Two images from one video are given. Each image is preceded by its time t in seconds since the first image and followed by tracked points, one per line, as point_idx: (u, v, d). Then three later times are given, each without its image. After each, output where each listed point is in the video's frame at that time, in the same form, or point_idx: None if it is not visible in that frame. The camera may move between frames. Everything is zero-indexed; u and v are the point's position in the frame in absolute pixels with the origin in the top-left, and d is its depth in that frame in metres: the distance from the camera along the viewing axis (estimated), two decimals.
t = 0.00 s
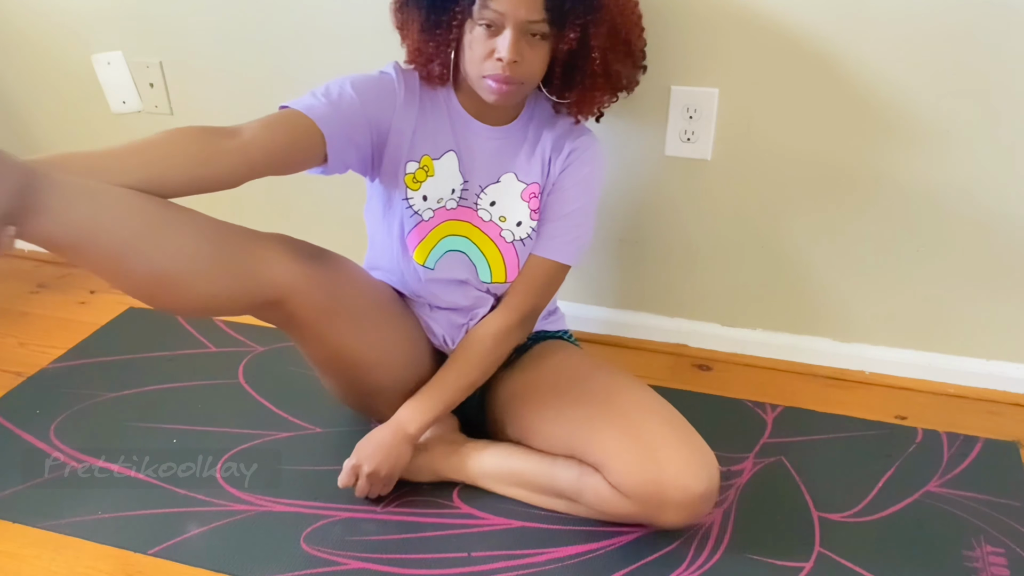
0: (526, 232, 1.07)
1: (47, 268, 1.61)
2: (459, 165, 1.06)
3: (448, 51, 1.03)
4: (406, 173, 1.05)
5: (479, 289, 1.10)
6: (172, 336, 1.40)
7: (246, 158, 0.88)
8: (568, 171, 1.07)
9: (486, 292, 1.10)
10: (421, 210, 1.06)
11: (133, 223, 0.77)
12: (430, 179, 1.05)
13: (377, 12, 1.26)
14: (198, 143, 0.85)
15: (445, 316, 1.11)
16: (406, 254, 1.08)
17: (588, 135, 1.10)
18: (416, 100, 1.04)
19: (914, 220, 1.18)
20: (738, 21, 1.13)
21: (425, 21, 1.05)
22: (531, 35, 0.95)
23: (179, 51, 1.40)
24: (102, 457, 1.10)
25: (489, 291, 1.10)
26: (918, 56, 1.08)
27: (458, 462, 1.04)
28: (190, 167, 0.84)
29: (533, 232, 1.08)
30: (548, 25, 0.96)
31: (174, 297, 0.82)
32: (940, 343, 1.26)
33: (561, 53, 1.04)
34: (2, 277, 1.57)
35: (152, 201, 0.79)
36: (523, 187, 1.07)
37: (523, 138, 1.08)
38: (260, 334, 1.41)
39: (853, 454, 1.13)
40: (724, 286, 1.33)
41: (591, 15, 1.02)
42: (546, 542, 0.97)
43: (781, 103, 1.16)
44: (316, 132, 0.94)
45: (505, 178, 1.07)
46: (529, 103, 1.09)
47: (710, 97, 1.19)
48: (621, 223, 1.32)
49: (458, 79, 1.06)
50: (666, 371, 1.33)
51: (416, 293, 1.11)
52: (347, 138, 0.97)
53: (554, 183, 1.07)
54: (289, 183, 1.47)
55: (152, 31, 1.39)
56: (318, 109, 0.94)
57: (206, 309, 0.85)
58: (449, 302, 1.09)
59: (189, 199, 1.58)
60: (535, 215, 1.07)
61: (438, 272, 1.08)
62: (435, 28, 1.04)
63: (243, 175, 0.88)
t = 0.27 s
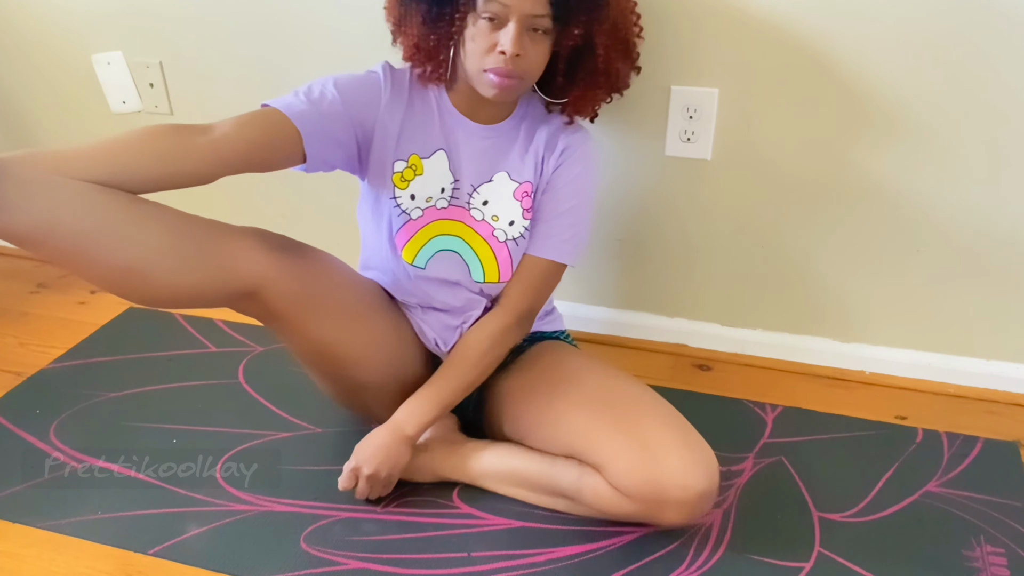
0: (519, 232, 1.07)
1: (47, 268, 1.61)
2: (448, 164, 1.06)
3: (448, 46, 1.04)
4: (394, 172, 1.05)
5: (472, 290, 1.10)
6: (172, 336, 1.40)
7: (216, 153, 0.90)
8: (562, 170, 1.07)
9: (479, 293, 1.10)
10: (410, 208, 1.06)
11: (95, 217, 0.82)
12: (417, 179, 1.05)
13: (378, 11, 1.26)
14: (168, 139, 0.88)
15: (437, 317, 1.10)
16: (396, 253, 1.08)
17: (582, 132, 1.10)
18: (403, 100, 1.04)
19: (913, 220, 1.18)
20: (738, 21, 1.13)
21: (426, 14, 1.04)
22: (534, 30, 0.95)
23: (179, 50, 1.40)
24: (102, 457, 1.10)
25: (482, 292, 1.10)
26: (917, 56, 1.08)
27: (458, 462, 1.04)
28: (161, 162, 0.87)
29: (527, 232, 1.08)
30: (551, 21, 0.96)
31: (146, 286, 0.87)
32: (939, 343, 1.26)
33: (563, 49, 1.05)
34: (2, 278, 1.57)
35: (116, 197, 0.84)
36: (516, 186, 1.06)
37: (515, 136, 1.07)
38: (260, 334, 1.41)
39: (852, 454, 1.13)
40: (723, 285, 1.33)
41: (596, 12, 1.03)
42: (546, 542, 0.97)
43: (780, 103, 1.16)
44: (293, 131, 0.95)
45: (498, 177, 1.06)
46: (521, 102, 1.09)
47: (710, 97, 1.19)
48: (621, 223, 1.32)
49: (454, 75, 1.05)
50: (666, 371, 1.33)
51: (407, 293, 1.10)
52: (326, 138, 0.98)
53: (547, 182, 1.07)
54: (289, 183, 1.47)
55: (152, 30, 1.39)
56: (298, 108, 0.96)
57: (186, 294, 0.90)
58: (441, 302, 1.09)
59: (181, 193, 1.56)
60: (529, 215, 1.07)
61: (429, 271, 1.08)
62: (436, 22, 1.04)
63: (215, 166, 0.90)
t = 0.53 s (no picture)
0: (511, 230, 1.06)
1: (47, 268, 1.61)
2: (440, 164, 1.06)
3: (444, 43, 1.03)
4: (385, 172, 1.05)
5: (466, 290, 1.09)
6: (172, 336, 1.40)
7: (189, 151, 0.93)
8: (555, 167, 1.06)
9: (472, 294, 1.09)
10: (401, 208, 1.06)
11: (64, 211, 0.85)
12: (408, 178, 1.05)
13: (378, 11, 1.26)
14: (146, 139, 0.92)
15: (430, 317, 1.10)
16: (388, 253, 1.09)
17: (575, 128, 1.09)
18: (391, 100, 1.05)
19: (913, 220, 1.18)
20: (738, 22, 1.13)
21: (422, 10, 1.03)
22: (531, 26, 0.96)
23: (179, 51, 1.40)
24: (102, 457, 1.10)
25: (475, 293, 1.09)
26: (916, 57, 1.08)
27: (459, 462, 1.04)
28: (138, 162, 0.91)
29: (520, 230, 1.07)
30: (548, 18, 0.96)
31: (119, 283, 0.89)
32: (939, 343, 1.26)
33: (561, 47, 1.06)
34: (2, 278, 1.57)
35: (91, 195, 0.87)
36: (509, 184, 1.06)
37: (506, 135, 1.07)
38: (260, 334, 1.41)
39: (852, 454, 1.13)
40: (723, 285, 1.33)
41: (594, 11, 1.04)
42: (546, 542, 0.97)
43: (779, 104, 1.16)
44: (274, 131, 0.97)
45: (491, 175, 1.06)
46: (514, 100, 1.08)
47: (711, 98, 1.19)
48: (621, 223, 1.32)
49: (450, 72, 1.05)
50: (666, 371, 1.33)
51: (399, 293, 1.10)
52: (310, 138, 0.99)
53: (541, 180, 1.06)
54: (289, 182, 1.46)
55: (152, 31, 1.40)
56: (280, 109, 0.98)
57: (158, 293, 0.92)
58: (433, 302, 1.09)
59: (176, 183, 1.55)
60: (522, 213, 1.06)
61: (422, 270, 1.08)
62: (432, 18, 1.03)
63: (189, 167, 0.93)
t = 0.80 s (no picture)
0: (499, 228, 1.05)
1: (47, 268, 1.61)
2: (429, 163, 1.06)
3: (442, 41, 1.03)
4: (373, 170, 1.06)
5: (455, 290, 1.08)
6: (173, 336, 1.40)
7: (169, 147, 0.99)
8: (545, 164, 1.05)
9: (461, 294, 1.08)
10: (389, 206, 1.06)
11: (51, 205, 0.92)
12: (396, 177, 1.06)
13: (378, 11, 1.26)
14: (130, 136, 0.98)
15: (419, 316, 1.11)
16: (378, 251, 1.10)
17: (567, 125, 1.08)
18: (380, 99, 1.06)
19: (913, 220, 1.18)
20: (737, 22, 1.13)
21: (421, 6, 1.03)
22: (529, 27, 0.96)
23: (179, 51, 1.40)
24: (102, 457, 1.10)
25: (464, 293, 1.08)
26: (915, 57, 1.09)
27: (458, 462, 1.04)
28: (123, 159, 0.98)
29: (508, 228, 1.05)
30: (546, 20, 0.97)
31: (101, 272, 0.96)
32: (939, 343, 1.26)
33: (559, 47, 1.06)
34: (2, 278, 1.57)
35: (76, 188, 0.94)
36: (497, 181, 1.05)
37: (495, 134, 1.07)
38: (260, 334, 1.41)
39: (852, 454, 1.13)
40: (723, 284, 1.32)
41: (590, 13, 1.03)
42: (545, 542, 0.97)
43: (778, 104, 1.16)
44: (257, 127, 1.01)
45: (480, 173, 1.06)
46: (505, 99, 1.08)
47: (711, 98, 1.19)
48: (620, 223, 1.32)
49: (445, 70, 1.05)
50: (666, 371, 1.33)
51: (389, 292, 1.12)
52: (294, 137, 1.03)
53: (531, 177, 1.05)
54: (289, 181, 1.46)
55: (152, 31, 1.40)
56: (265, 108, 1.02)
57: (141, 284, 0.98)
58: (421, 300, 1.10)
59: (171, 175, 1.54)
60: (510, 210, 1.05)
61: (411, 268, 1.08)
62: (431, 14, 1.03)
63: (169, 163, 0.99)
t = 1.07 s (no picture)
0: (492, 224, 1.04)
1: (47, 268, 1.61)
2: (421, 161, 1.06)
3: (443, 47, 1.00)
4: (365, 169, 1.06)
5: (449, 287, 1.08)
6: (173, 336, 1.40)
7: (160, 146, 1.01)
8: (537, 159, 1.03)
9: (456, 291, 1.08)
10: (381, 205, 1.07)
11: (45, 205, 0.94)
12: (388, 176, 1.06)
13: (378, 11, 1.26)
14: (121, 137, 1.01)
15: (412, 315, 1.11)
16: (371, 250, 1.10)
17: (558, 120, 1.06)
18: (371, 100, 1.06)
19: (913, 221, 1.18)
20: (738, 22, 1.13)
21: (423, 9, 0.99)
22: (531, 35, 0.95)
23: (178, 51, 1.40)
24: (102, 457, 1.10)
25: (458, 290, 1.08)
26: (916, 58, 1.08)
27: (459, 462, 1.04)
28: (117, 159, 1.00)
29: (501, 224, 1.04)
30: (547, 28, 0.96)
31: (94, 270, 0.98)
32: (939, 343, 1.26)
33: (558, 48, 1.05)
34: (2, 278, 1.57)
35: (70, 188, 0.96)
36: (489, 177, 1.04)
37: (487, 132, 1.06)
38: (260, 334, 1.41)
39: (852, 454, 1.13)
40: (723, 284, 1.32)
41: (592, 17, 1.04)
42: (545, 542, 0.97)
43: (778, 104, 1.16)
44: (248, 130, 1.03)
45: (472, 170, 1.06)
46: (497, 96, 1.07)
47: (711, 98, 1.19)
48: (620, 223, 1.32)
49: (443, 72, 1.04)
50: (666, 371, 1.33)
51: (384, 291, 1.12)
52: (285, 137, 1.04)
53: (523, 173, 1.04)
54: (288, 182, 1.46)
55: (152, 31, 1.40)
56: (256, 109, 1.03)
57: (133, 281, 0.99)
58: (414, 298, 1.10)
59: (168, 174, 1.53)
60: (502, 206, 1.04)
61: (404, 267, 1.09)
62: (433, 18, 0.99)
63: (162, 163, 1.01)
